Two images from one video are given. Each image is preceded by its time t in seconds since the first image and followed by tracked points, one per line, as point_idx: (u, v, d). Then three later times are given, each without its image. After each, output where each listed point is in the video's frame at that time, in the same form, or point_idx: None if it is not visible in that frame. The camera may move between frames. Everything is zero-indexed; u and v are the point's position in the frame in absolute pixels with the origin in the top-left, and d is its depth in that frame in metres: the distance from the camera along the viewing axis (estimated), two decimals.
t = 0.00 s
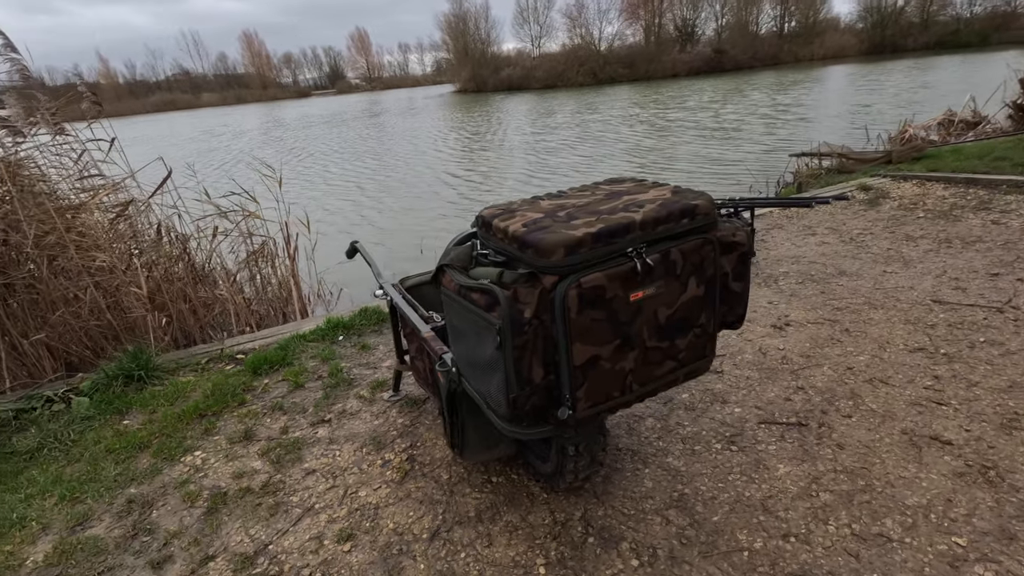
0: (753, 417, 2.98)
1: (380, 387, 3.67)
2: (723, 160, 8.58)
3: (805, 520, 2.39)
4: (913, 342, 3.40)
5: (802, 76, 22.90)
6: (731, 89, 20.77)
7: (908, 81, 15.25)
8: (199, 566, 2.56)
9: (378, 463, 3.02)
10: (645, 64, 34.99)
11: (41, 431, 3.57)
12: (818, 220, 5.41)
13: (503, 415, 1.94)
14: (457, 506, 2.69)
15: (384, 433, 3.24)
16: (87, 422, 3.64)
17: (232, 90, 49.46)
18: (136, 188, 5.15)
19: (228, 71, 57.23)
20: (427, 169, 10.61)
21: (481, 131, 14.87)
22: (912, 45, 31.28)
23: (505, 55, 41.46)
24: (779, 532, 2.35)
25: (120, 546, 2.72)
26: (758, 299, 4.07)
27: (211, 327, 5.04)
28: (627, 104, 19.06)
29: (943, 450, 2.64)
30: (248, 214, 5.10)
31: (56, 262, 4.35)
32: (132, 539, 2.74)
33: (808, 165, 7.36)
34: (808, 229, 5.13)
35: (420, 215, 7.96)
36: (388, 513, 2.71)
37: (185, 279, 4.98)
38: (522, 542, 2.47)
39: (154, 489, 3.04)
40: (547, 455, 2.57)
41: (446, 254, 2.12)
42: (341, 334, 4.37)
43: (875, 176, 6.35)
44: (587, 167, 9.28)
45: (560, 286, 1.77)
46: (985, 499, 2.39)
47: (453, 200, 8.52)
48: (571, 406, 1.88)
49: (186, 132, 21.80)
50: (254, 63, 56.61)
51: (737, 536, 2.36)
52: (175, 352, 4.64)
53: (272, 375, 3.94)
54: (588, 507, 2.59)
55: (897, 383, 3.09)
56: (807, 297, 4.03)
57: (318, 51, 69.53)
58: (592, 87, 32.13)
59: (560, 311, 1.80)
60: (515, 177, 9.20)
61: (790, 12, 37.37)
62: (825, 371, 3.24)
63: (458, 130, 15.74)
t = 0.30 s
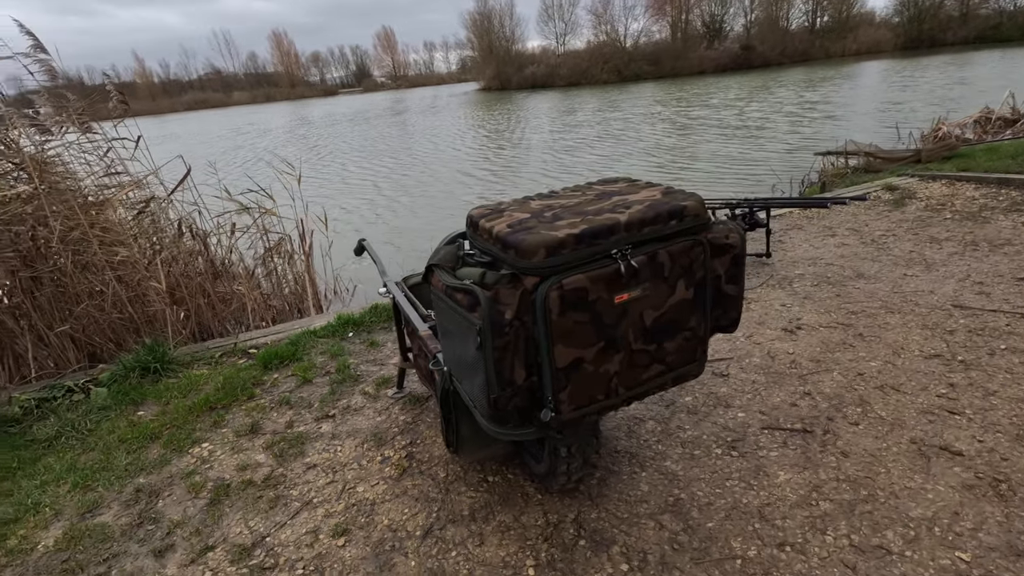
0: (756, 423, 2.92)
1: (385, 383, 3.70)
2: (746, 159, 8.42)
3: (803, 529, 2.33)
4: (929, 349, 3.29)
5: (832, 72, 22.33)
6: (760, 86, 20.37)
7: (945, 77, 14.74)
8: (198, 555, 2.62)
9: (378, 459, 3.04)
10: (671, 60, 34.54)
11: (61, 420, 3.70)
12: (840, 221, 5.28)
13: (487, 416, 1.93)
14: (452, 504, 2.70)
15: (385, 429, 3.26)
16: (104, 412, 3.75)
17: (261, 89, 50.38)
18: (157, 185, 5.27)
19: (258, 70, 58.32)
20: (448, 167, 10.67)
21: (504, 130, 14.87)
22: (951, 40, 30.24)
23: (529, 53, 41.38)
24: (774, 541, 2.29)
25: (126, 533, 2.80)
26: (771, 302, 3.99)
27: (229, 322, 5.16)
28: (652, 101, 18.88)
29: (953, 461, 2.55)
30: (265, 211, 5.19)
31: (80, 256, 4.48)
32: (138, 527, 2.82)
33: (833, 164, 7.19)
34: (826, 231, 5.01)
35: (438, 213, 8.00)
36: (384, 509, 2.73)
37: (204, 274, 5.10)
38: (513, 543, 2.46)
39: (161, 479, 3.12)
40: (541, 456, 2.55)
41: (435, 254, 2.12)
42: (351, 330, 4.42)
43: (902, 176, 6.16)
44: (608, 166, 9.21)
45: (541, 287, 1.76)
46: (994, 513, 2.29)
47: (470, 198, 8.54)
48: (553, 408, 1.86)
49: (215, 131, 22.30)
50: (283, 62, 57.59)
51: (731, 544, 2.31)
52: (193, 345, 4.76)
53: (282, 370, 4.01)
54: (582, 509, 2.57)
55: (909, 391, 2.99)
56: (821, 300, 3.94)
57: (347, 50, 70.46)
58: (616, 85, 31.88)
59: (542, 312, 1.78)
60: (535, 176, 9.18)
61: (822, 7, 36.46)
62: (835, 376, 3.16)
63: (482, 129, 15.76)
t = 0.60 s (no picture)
0: (761, 428, 2.84)
1: (392, 378, 3.73)
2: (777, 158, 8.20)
3: (799, 539, 2.25)
4: (951, 356, 3.14)
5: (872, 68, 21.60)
6: (797, 81, 19.83)
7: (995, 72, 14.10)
8: (198, 542, 2.68)
9: (378, 453, 3.06)
10: (704, 57, 33.94)
11: (83, 406, 3.84)
12: (868, 221, 5.10)
13: (467, 412, 1.92)
14: (446, 500, 2.70)
15: (387, 424, 3.28)
16: (123, 399, 3.87)
17: (297, 87, 51.43)
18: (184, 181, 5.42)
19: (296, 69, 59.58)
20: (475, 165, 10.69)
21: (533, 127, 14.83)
22: (1003, 33, 28.91)
23: (561, 51, 41.22)
24: (769, 550, 2.22)
25: (133, 517, 2.89)
26: (788, 304, 3.87)
27: (249, 315, 5.28)
28: (683, 98, 18.58)
29: (966, 473, 2.42)
30: (285, 207, 5.28)
31: (108, 249, 4.64)
32: (145, 511, 2.91)
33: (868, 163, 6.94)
34: (851, 232, 4.84)
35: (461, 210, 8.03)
36: (379, 502, 2.75)
37: (227, 268, 5.23)
38: (503, 542, 2.44)
39: (171, 465, 3.21)
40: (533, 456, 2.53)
41: (422, 250, 2.12)
42: (363, 325, 4.47)
43: (939, 175, 5.90)
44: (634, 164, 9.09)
45: (518, 285, 1.74)
46: (1007, 530, 2.17)
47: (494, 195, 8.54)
48: (531, 408, 1.85)
49: (250, 129, 22.84)
50: (318, 61, 58.66)
51: (724, 551, 2.25)
52: (213, 337, 4.89)
53: (294, 363, 4.07)
54: (575, 510, 2.54)
55: (926, 399, 2.85)
56: (840, 303, 3.80)
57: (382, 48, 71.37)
58: (647, 82, 31.51)
59: (520, 310, 1.76)
60: (560, 173, 9.12)
61: None
62: (847, 382, 3.04)
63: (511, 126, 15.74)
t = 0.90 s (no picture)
0: (766, 433, 2.77)
1: (399, 374, 3.75)
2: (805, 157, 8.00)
3: (797, 549, 2.19)
4: (971, 363, 3.02)
5: (910, 63, 20.91)
6: (831, 77, 19.30)
7: None
8: (202, 530, 2.74)
9: (380, 448, 3.09)
10: (735, 53, 33.32)
11: (104, 395, 3.96)
12: (894, 222, 4.93)
13: (452, 411, 1.92)
14: (443, 497, 2.71)
15: (392, 420, 3.31)
16: (142, 389, 3.99)
17: (327, 85, 52.17)
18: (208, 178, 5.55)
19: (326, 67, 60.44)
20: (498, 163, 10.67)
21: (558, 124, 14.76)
22: None
23: (588, 47, 40.93)
24: (765, 560, 2.17)
25: (143, 504, 2.97)
26: (803, 307, 3.77)
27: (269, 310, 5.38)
28: (711, 95, 18.28)
29: (978, 487, 2.32)
30: (303, 203, 5.36)
31: (133, 243, 4.76)
32: (154, 499, 2.98)
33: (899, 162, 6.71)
34: (875, 234, 4.69)
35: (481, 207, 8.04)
36: (377, 497, 2.77)
37: (248, 262, 5.34)
38: (496, 541, 2.44)
39: (182, 455, 3.29)
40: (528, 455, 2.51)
41: (414, 250, 2.12)
42: (375, 321, 4.51)
43: (973, 175, 5.67)
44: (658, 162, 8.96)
45: (502, 285, 1.73)
46: (1018, 546, 2.08)
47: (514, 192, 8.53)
48: (516, 408, 1.84)
49: (278, 125, 23.25)
50: (348, 58, 59.39)
51: (719, 558, 2.20)
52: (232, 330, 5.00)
53: (306, 357, 4.14)
54: (570, 512, 2.52)
55: (941, 408, 2.75)
56: (858, 306, 3.69)
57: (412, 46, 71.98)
58: (675, 78, 31.09)
59: (504, 310, 1.75)
60: (582, 171, 9.06)
61: None
62: (859, 389, 2.95)
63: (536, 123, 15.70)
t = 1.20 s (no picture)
0: (770, 441, 2.69)
1: (409, 369, 3.79)
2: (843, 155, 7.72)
3: (791, 562, 2.12)
4: (995, 375, 2.87)
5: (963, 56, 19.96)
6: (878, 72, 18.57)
7: None
8: (208, 515, 2.83)
9: (383, 442, 3.13)
10: (777, 46, 32.38)
11: (130, 381, 4.13)
12: (929, 225, 4.72)
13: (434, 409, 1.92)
14: (440, 492, 2.73)
15: (397, 414, 3.35)
16: (165, 376, 4.14)
17: (365, 81, 52.88)
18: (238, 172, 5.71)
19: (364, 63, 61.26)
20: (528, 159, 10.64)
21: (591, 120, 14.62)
22: None
23: (626, 42, 40.40)
24: (755, 571, 2.11)
25: (157, 487, 3.08)
26: (822, 311, 3.65)
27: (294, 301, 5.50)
28: (747, 90, 17.86)
29: (990, 506, 2.21)
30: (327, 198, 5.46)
31: (165, 235, 4.93)
32: (167, 483, 3.09)
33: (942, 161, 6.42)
34: (906, 236, 4.50)
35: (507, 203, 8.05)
36: (376, 490, 2.81)
37: (274, 255, 5.47)
38: (486, 539, 2.44)
39: (196, 441, 3.40)
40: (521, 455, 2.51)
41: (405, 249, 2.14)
42: (391, 315, 4.57)
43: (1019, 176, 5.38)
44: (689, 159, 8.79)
45: (480, 286, 1.73)
46: None
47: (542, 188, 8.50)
48: (495, 409, 1.83)
49: (315, 121, 23.68)
50: (385, 54, 60.05)
51: (708, 567, 2.16)
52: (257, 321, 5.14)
53: (321, 349, 4.22)
54: (562, 513, 2.50)
55: (958, 421, 2.62)
56: (881, 311, 3.55)
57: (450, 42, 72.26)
58: (714, 73, 30.41)
59: (482, 310, 1.74)
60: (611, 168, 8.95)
61: None
62: (873, 399, 2.84)
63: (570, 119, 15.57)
